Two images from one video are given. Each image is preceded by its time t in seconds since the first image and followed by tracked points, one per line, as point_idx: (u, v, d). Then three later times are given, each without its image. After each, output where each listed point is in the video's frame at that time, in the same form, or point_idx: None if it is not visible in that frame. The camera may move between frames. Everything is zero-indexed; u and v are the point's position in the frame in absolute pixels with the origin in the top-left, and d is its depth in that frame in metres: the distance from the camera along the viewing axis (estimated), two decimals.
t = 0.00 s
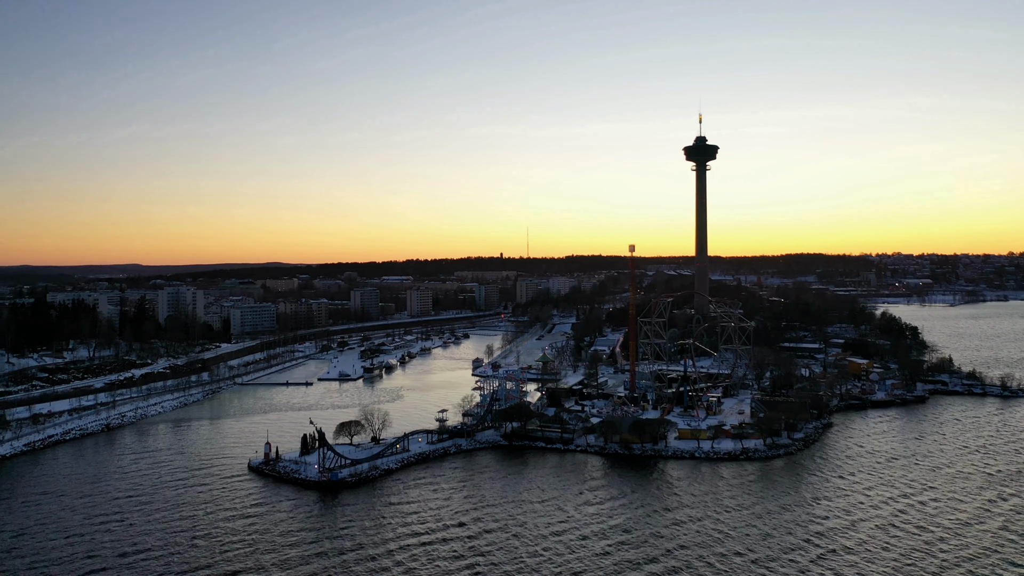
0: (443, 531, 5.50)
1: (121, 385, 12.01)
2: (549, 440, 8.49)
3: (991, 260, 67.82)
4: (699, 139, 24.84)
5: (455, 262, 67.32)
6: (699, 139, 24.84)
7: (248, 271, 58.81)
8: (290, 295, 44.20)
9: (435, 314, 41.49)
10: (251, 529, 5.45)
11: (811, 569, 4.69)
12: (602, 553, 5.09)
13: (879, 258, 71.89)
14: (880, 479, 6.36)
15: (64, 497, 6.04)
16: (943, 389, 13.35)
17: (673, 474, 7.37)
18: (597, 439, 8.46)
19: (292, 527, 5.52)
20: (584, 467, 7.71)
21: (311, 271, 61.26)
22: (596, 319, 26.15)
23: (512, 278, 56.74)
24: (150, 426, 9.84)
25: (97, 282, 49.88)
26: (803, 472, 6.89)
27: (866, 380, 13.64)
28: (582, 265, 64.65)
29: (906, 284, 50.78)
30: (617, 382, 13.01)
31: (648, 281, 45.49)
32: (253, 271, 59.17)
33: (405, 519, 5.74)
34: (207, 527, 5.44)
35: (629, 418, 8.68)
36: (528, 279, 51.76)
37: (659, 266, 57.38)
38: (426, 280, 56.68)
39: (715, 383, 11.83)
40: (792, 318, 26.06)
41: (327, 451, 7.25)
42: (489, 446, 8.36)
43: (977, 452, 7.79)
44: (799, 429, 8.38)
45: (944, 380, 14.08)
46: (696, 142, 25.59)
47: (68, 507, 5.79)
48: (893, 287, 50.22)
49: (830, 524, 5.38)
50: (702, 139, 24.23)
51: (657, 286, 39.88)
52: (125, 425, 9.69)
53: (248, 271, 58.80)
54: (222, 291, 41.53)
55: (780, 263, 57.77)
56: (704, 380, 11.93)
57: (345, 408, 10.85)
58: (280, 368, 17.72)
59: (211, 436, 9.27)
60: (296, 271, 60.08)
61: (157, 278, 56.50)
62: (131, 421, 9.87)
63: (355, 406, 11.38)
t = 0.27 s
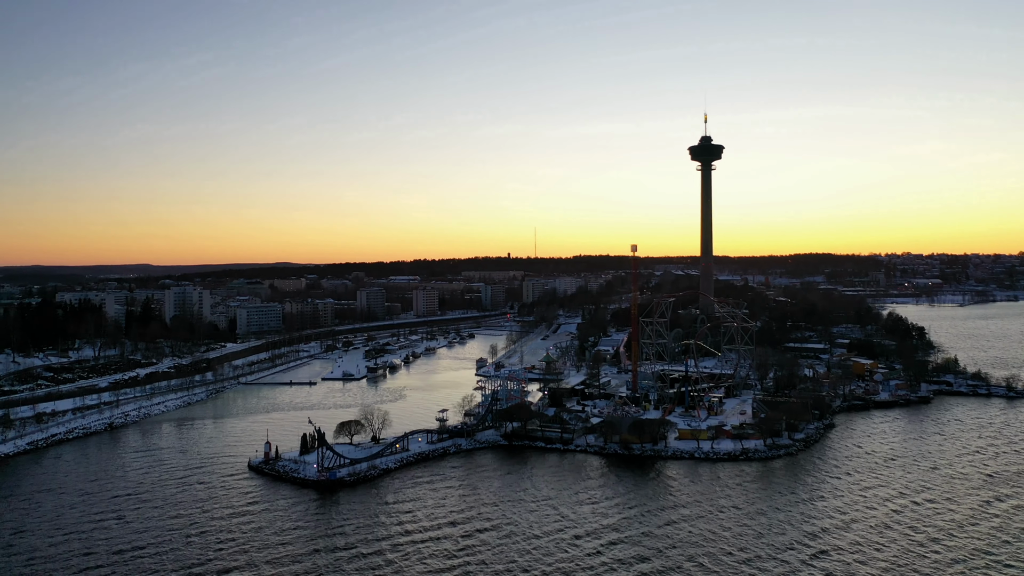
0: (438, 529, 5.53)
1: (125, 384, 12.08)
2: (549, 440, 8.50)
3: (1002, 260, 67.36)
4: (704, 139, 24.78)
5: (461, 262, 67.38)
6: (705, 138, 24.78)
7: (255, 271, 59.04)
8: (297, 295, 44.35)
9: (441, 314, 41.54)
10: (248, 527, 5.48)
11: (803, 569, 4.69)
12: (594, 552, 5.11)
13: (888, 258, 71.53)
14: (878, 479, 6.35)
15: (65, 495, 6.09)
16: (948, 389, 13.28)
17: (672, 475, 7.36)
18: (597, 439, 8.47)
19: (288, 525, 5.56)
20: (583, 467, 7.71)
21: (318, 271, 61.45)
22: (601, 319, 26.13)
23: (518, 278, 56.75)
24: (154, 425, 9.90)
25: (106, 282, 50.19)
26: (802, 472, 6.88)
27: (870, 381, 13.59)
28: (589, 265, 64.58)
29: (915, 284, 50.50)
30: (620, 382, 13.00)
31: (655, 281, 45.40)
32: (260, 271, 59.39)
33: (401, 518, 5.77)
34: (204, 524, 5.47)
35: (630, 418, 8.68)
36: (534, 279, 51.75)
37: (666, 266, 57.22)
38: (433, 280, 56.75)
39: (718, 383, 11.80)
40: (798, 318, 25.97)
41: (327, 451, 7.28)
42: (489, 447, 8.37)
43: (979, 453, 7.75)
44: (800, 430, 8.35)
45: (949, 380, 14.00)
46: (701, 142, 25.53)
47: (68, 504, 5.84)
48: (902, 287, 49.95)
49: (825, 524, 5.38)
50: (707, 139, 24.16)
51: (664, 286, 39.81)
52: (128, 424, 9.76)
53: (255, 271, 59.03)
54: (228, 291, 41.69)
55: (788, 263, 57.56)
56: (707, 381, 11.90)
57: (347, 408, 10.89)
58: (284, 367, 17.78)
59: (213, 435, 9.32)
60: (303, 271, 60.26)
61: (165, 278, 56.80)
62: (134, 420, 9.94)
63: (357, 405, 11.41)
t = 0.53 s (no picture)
0: (433, 527, 5.55)
1: (129, 383, 12.15)
2: (549, 440, 8.50)
3: (1012, 261, 66.84)
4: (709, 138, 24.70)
5: (468, 262, 67.41)
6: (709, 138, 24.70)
7: (262, 271, 59.23)
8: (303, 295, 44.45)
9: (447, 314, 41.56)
10: (244, 524, 5.51)
11: (794, 568, 4.69)
12: (586, 550, 5.12)
13: (897, 258, 71.11)
14: (876, 479, 6.32)
15: (65, 492, 6.14)
16: (953, 390, 13.20)
17: (670, 475, 7.36)
18: (597, 439, 8.46)
19: (284, 523, 5.59)
20: (581, 467, 7.71)
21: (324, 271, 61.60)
22: (606, 319, 26.09)
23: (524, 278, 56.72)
24: (157, 424, 9.95)
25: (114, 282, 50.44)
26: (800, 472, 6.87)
27: (874, 381, 13.53)
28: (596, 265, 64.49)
29: (924, 284, 50.15)
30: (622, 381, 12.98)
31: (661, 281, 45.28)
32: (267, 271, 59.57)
33: (396, 516, 5.79)
34: (201, 522, 5.51)
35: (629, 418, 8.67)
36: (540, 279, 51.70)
37: (673, 266, 57.06)
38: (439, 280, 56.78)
39: (720, 383, 11.77)
40: (804, 318, 25.86)
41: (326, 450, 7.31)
42: (489, 446, 8.38)
43: (981, 454, 7.71)
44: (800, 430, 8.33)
45: (954, 381, 13.91)
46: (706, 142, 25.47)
47: (67, 501, 5.88)
48: (912, 287, 49.64)
49: (819, 523, 5.37)
50: (712, 138, 24.09)
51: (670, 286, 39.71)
52: (131, 423, 9.81)
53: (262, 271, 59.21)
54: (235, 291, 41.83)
55: (796, 263, 57.30)
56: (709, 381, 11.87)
57: (349, 407, 10.92)
58: (289, 367, 17.85)
59: (215, 434, 9.36)
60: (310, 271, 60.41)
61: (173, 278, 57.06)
62: (137, 418, 9.99)
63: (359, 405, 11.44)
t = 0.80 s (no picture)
0: (426, 526, 5.58)
1: (132, 383, 12.21)
2: (548, 440, 8.51)
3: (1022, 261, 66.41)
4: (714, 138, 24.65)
5: (474, 262, 67.44)
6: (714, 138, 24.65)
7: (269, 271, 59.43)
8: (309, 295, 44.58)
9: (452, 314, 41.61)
10: (238, 523, 5.54)
11: (785, 568, 4.70)
12: (577, 549, 5.14)
13: (906, 258, 70.77)
14: (874, 480, 6.31)
15: (64, 490, 6.19)
16: (956, 391, 13.14)
17: (668, 475, 7.36)
18: (596, 439, 8.47)
19: (278, 521, 5.62)
20: (580, 467, 7.72)
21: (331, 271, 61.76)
22: (610, 320, 26.07)
23: (530, 278, 56.71)
24: (159, 423, 10.01)
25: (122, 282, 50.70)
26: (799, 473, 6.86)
27: (877, 382, 13.47)
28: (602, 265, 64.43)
29: (933, 284, 49.88)
30: (624, 382, 12.98)
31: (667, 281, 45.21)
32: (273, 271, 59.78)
33: (391, 515, 5.82)
34: (197, 520, 5.54)
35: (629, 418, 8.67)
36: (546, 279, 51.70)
37: (680, 267, 56.97)
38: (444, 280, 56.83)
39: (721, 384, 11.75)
40: (810, 318, 25.78)
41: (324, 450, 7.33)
42: (488, 446, 8.39)
43: (982, 456, 7.67)
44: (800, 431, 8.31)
45: (958, 382, 13.84)
46: (711, 142, 25.42)
47: (66, 500, 5.93)
48: (920, 287, 49.40)
49: (813, 524, 5.37)
50: (716, 139, 24.05)
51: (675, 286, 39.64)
52: (133, 422, 9.87)
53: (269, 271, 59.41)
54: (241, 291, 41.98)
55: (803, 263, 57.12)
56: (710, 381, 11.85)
57: (350, 407, 10.96)
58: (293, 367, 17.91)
59: (216, 433, 9.40)
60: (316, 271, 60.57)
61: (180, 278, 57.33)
62: (140, 417, 10.05)
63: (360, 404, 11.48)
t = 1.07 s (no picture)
0: (418, 525, 5.60)
1: (134, 383, 12.27)
2: (546, 440, 8.51)
3: None
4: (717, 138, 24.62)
5: (478, 262, 67.48)
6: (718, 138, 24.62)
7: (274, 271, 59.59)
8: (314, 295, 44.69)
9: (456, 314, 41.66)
10: (233, 521, 5.57)
11: (774, 568, 4.70)
12: (567, 548, 5.16)
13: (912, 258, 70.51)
14: (869, 481, 6.30)
15: (62, 489, 6.22)
16: (959, 392, 13.09)
17: (665, 475, 7.35)
18: (594, 440, 8.47)
19: (273, 520, 5.65)
20: (577, 467, 7.72)
21: (336, 271, 61.91)
22: (614, 320, 26.06)
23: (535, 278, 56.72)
24: (160, 422, 10.06)
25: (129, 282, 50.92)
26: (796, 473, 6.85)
27: (879, 382, 13.43)
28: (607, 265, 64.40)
29: (940, 284, 49.68)
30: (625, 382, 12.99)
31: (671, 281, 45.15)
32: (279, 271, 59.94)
33: (385, 514, 5.84)
34: (192, 518, 5.57)
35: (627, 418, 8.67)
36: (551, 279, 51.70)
37: (685, 267, 56.90)
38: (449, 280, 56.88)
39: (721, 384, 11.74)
40: (814, 318, 25.72)
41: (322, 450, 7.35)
42: (485, 446, 8.40)
43: (980, 457, 7.64)
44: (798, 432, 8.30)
45: (961, 383, 13.78)
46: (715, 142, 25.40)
47: (64, 499, 5.96)
48: (927, 288, 49.21)
49: (805, 524, 5.37)
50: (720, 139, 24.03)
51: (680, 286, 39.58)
52: (135, 421, 9.92)
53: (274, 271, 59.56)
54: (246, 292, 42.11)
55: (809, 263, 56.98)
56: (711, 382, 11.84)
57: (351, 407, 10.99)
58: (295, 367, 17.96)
59: (215, 433, 9.44)
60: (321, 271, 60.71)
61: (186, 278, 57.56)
62: (141, 417, 10.10)
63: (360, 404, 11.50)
